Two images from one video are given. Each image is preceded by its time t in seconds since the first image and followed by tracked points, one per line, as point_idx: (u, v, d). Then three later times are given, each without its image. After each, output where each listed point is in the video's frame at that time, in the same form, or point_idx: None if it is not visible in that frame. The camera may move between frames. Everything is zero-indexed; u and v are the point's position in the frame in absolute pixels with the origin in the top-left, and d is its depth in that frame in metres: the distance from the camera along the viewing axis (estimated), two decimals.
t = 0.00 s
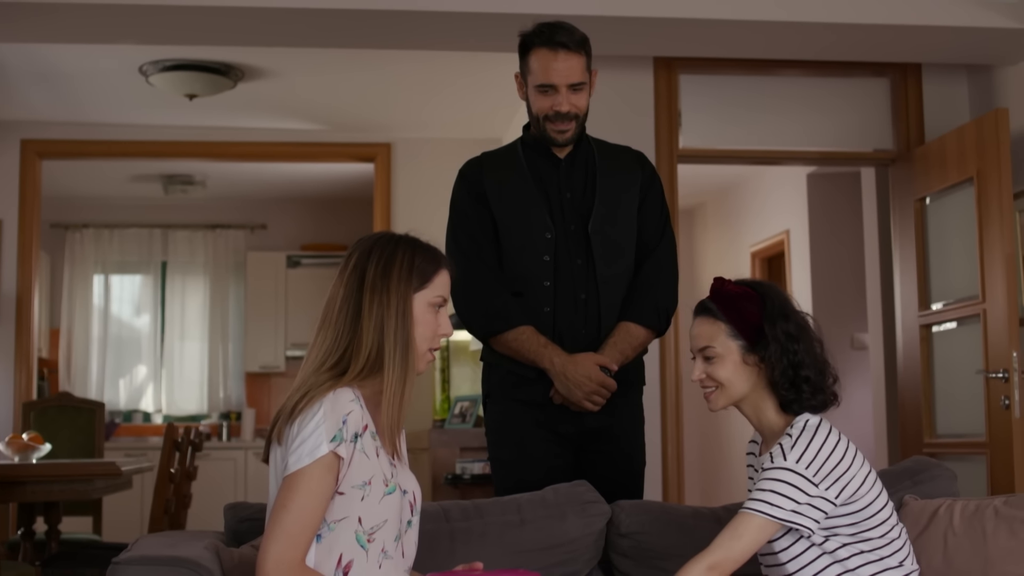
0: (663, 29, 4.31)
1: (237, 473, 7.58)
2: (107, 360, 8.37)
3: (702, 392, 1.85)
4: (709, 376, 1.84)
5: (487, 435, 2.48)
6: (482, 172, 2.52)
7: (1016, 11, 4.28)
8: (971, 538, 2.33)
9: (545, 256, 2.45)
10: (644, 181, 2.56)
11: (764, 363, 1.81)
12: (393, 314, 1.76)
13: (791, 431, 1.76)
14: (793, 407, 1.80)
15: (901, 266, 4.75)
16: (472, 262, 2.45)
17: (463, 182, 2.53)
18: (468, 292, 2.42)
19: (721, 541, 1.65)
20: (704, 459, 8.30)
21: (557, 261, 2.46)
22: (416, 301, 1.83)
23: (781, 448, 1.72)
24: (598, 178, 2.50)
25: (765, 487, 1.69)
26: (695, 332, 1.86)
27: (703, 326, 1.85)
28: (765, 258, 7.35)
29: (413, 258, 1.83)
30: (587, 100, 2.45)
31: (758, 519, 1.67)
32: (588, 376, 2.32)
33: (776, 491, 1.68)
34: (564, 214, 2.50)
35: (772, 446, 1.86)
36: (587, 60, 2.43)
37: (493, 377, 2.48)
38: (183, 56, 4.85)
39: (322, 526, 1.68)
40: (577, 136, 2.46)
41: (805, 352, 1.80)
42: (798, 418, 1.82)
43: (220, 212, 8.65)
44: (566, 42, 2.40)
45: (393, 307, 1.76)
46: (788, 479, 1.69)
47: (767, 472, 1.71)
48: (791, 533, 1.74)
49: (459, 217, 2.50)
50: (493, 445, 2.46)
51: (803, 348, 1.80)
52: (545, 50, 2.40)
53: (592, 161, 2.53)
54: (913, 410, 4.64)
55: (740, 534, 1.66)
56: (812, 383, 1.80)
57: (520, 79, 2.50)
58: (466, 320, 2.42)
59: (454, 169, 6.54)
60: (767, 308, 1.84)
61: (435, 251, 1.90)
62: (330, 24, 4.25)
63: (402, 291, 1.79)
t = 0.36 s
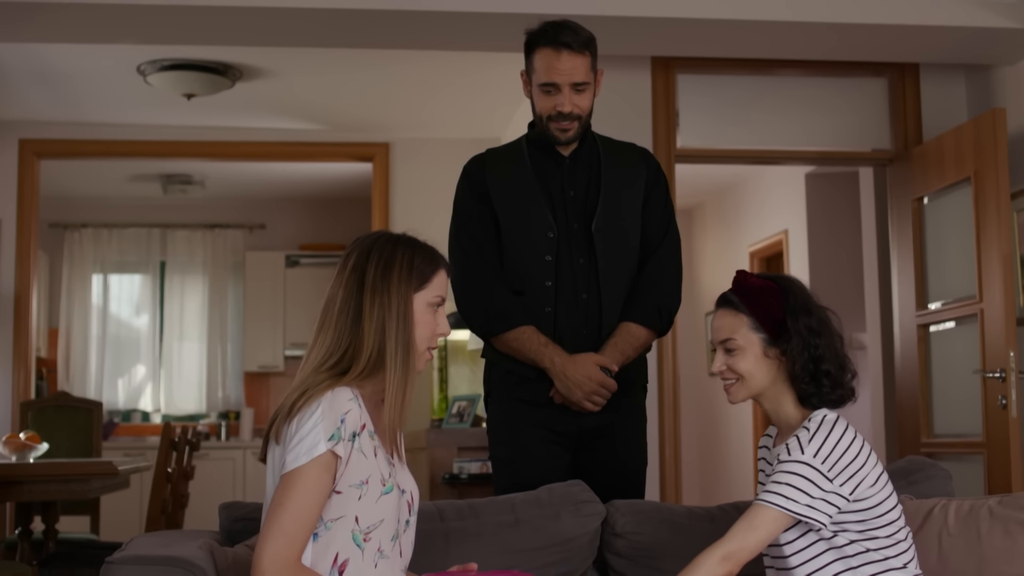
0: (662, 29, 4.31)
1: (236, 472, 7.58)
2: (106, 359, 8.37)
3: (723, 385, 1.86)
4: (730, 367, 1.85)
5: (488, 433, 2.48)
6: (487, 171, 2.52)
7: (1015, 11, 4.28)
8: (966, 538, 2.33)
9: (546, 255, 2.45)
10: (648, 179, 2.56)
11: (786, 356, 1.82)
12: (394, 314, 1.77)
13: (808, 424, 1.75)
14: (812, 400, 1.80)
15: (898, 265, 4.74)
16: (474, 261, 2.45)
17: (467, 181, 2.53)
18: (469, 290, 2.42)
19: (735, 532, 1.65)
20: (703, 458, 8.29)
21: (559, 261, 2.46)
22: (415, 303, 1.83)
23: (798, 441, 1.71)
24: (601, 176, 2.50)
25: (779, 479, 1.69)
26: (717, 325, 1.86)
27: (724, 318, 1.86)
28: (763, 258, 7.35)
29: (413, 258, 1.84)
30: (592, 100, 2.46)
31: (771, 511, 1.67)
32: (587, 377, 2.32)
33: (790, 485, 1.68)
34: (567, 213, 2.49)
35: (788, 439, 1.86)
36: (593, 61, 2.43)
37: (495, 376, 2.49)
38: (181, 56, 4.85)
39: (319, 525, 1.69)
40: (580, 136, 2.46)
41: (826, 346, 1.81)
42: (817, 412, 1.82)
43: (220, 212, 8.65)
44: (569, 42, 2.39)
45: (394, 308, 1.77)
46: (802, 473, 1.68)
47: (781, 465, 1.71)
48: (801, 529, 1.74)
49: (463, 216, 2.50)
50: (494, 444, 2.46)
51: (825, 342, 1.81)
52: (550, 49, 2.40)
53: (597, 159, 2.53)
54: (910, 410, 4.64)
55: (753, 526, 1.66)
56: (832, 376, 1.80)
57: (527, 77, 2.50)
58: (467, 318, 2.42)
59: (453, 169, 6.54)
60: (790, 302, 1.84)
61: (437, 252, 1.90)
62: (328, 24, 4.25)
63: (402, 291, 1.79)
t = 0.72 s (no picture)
0: (659, 30, 4.31)
1: (234, 473, 7.58)
2: (105, 360, 8.38)
3: (742, 378, 1.92)
4: (750, 362, 1.91)
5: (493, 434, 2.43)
6: (508, 166, 2.29)
7: (1011, 11, 4.28)
8: (959, 538, 2.34)
9: (553, 272, 2.21)
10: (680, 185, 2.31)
11: (807, 351, 1.88)
12: (383, 314, 1.77)
13: (825, 421, 1.77)
14: (832, 397, 1.88)
15: (895, 266, 4.74)
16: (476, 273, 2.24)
17: (485, 175, 2.29)
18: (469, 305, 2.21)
19: (750, 524, 1.67)
20: (701, 459, 8.29)
21: (566, 279, 2.23)
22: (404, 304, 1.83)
23: (815, 436, 1.73)
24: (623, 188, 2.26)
25: (794, 473, 1.71)
26: (738, 319, 1.92)
27: (747, 313, 1.91)
28: (761, 258, 7.35)
29: (402, 258, 1.84)
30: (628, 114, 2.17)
31: (785, 504, 1.68)
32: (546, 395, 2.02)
33: (805, 480, 1.69)
34: (582, 224, 2.25)
35: (802, 434, 1.93)
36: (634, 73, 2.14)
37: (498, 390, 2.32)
38: (178, 56, 4.84)
39: (308, 526, 1.69)
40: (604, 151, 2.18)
41: (847, 343, 1.89)
42: (836, 408, 1.89)
43: (218, 212, 8.65)
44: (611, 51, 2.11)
45: (383, 307, 1.78)
46: (821, 469, 1.70)
47: (797, 459, 1.72)
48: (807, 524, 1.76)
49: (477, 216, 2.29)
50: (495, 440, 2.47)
51: (846, 339, 1.89)
52: (588, 55, 2.12)
53: (622, 166, 2.28)
54: (906, 409, 4.64)
55: (767, 518, 1.67)
56: (854, 373, 1.87)
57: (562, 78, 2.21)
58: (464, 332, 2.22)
59: (451, 169, 6.55)
60: (812, 299, 1.91)
61: (428, 253, 1.90)
62: (325, 24, 4.25)
63: (392, 292, 1.80)
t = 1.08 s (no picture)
0: (654, 29, 4.31)
1: (231, 472, 7.58)
2: (103, 358, 8.39)
3: (737, 373, 1.94)
4: (745, 357, 1.93)
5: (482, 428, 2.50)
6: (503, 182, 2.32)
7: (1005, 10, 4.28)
8: (949, 538, 2.34)
9: (548, 300, 2.27)
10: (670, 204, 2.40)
11: (801, 346, 1.90)
12: (365, 312, 1.78)
13: (826, 416, 1.80)
14: (828, 392, 1.90)
15: (891, 265, 4.74)
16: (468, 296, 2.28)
17: (475, 190, 2.33)
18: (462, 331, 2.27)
19: (768, 536, 1.69)
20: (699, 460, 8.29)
21: (560, 306, 2.29)
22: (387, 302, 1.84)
23: (818, 435, 1.76)
24: (613, 214, 2.31)
25: (803, 476, 1.73)
26: (734, 315, 1.95)
27: (742, 309, 1.94)
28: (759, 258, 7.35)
29: (384, 255, 1.85)
30: (619, 127, 2.20)
31: (798, 509, 1.71)
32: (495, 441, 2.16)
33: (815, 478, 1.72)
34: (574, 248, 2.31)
35: (796, 429, 1.94)
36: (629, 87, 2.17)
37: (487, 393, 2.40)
38: (173, 55, 4.85)
39: (291, 526, 1.69)
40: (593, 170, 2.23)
41: (842, 338, 1.90)
42: (832, 404, 1.91)
43: (215, 212, 8.65)
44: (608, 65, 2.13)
45: (365, 304, 1.79)
46: (828, 469, 1.73)
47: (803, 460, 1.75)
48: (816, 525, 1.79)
49: (469, 229, 2.33)
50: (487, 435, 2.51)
51: (841, 334, 1.90)
52: (580, 66, 2.15)
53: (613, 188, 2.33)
54: (902, 409, 4.64)
55: (783, 528, 1.70)
56: (849, 368, 1.90)
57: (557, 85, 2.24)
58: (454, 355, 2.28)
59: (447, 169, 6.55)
60: (807, 294, 1.93)
61: (413, 251, 1.91)
62: (319, 24, 4.25)
63: (375, 290, 1.80)
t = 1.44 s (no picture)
0: (651, 20, 4.31)
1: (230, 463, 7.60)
2: (103, 348, 8.40)
3: (727, 360, 1.98)
4: (735, 344, 1.97)
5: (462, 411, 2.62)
6: (483, 190, 2.42)
7: None
8: (940, 531, 2.35)
9: (521, 315, 2.41)
10: (647, 215, 2.52)
11: (791, 332, 1.94)
12: (354, 303, 1.78)
13: (819, 400, 1.90)
14: (817, 376, 1.93)
15: (888, 256, 4.74)
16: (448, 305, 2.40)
17: (456, 198, 2.44)
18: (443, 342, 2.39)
19: (790, 537, 1.79)
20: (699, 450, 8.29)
21: (533, 320, 2.43)
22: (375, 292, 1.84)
23: (816, 420, 1.86)
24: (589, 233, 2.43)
25: (812, 465, 1.83)
26: (724, 302, 1.99)
27: (732, 297, 1.98)
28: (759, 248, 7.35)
29: (373, 246, 1.85)
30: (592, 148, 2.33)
31: (812, 499, 1.81)
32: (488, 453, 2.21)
33: (825, 465, 1.82)
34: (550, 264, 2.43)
35: (786, 414, 1.97)
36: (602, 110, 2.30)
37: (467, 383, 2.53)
38: (172, 46, 4.84)
39: (278, 517, 1.69)
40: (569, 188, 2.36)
41: (831, 325, 1.94)
42: (822, 389, 1.94)
43: (214, 202, 8.65)
44: (581, 88, 2.26)
45: (354, 295, 1.79)
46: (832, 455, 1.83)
47: (807, 446, 1.85)
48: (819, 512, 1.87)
49: (450, 236, 2.44)
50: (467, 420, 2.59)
51: (830, 321, 1.94)
52: (554, 86, 2.28)
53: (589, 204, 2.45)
54: (899, 400, 4.65)
55: (802, 526, 1.80)
56: (838, 353, 1.93)
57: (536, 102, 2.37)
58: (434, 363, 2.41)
59: (445, 159, 6.56)
60: (796, 280, 1.97)
61: (401, 241, 1.92)
62: (316, 15, 4.25)
63: (363, 280, 1.81)
